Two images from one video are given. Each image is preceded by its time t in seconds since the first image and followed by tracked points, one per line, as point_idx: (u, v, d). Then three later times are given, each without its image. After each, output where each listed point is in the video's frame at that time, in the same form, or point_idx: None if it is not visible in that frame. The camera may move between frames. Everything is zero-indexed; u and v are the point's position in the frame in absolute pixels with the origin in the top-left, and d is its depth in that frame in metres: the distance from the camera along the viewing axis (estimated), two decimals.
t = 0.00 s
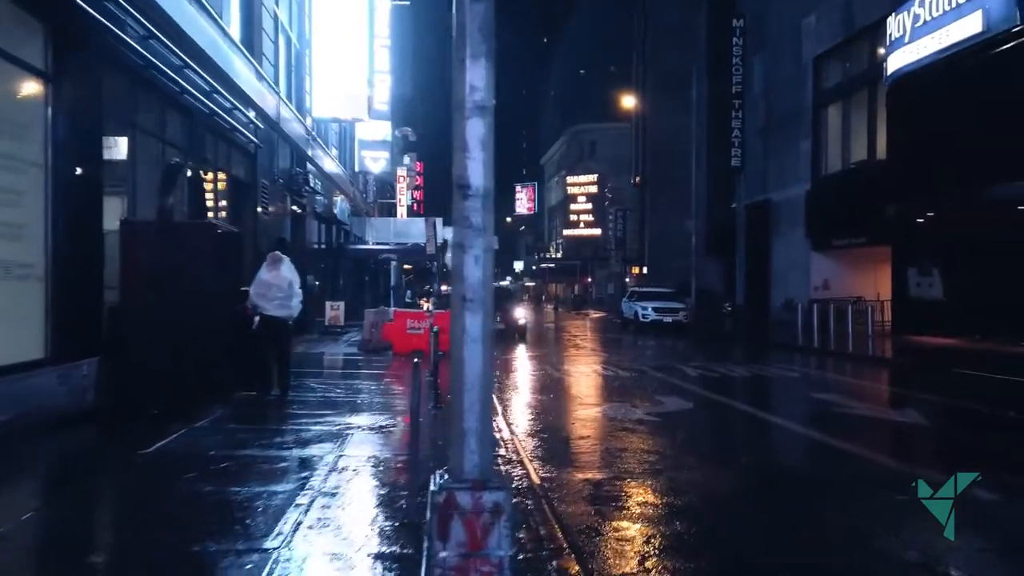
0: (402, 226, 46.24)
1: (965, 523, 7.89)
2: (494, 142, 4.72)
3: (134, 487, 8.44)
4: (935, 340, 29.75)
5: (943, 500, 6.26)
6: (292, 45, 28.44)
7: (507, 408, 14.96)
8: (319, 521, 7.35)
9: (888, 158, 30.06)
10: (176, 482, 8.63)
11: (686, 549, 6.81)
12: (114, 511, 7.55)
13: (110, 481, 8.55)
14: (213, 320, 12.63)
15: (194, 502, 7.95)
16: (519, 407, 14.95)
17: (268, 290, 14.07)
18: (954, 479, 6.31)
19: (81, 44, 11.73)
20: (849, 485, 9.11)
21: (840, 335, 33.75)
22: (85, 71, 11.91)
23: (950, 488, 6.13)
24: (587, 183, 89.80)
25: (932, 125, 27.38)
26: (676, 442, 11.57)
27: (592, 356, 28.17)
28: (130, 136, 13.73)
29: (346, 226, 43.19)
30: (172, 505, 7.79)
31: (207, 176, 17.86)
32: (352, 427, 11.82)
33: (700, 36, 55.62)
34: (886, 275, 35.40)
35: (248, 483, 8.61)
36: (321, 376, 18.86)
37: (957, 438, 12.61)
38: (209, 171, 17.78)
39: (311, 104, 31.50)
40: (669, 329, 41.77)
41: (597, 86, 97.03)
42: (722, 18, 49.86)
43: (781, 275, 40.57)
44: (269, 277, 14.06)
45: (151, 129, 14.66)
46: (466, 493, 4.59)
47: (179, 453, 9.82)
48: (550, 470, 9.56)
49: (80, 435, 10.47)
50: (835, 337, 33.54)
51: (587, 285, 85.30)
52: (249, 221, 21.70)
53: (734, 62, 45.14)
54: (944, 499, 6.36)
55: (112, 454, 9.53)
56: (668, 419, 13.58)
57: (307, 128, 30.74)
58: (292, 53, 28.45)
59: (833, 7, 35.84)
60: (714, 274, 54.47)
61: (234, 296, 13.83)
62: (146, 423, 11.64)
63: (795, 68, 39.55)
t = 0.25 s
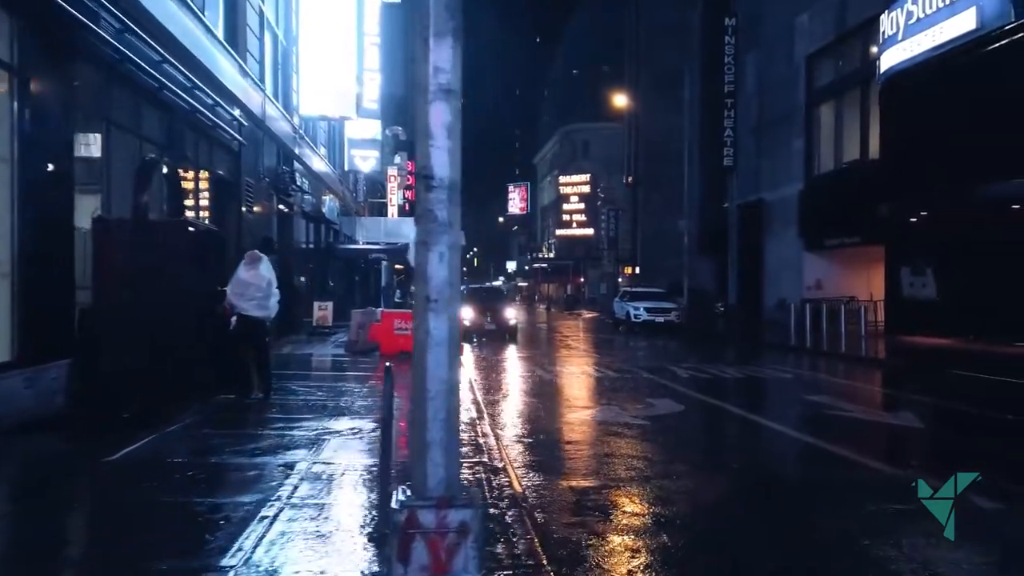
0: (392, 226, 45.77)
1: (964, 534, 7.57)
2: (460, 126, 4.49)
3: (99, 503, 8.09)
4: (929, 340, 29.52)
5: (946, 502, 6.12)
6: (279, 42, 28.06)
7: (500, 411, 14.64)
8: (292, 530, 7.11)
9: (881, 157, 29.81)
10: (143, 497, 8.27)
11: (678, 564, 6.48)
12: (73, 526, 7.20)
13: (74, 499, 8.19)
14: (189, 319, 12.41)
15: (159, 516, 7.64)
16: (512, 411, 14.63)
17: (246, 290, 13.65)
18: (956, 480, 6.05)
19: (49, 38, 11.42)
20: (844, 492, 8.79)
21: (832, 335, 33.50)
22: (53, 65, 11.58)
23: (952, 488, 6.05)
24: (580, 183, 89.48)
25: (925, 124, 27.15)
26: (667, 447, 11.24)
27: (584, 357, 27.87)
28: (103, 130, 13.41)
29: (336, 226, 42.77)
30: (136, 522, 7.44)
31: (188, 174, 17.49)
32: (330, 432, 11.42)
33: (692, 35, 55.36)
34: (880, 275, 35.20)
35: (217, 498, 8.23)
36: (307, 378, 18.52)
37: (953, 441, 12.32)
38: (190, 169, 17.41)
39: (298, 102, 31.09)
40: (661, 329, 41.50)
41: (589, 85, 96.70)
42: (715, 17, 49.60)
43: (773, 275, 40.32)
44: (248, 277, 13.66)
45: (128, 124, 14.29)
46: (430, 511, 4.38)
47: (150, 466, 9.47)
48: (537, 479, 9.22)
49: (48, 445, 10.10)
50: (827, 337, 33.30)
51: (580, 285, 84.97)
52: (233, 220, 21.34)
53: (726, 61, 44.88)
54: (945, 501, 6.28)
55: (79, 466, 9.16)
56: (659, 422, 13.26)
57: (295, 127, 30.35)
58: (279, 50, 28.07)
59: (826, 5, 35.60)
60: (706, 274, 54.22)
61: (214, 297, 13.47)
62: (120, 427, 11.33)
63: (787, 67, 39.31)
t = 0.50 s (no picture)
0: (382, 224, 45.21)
1: (967, 539, 7.22)
2: (426, 103, 4.29)
3: (60, 508, 7.70)
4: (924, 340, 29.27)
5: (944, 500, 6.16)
6: (267, 38, 27.70)
7: (493, 413, 14.31)
8: (259, 541, 6.74)
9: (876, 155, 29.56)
10: (105, 502, 7.88)
11: (670, 575, 6.13)
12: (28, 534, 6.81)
13: (37, 503, 7.80)
14: (172, 315, 12.10)
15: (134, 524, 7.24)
16: (505, 413, 14.30)
17: (228, 287, 13.29)
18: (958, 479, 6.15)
19: (17, 25, 11.04)
20: (842, 496, 8.44)
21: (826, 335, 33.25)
22: (21, 52, 11.21)
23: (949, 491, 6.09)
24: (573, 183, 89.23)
25: (920, 121, 26.91)
26: (662, 448, 10.93)
27: (576, 357, 27.58)
28: (78, 123, 13.13)
29: (327, 225, 42.39)
30: (93, 529, 7.03)
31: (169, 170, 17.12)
32: (311, 434, 11.09)
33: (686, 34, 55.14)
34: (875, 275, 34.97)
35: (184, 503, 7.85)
36: (293, 378, 18.15)
37: (951, 442, 12.00)
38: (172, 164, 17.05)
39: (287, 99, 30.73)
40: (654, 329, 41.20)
41: (583, 85, 96.49)
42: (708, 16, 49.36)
43: (767, 274, 40.07)
44: (230, 274, 13.32)
45: (104, 117, 13.93)
46: (392, 523, 4.12)
47: (118, 470, 9.06)
48: (526, 483, 8.90)
49: (15, 447, 9.73)
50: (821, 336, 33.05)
51: (573, 285, 84.69)
52: (219, 217, 21.00)
53: (720, 59, 44.63)
54: (944, 499, 6.18)
55: (42, 471, 8.76)
56: (651, 424, 12.92)
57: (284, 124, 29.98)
58: (267, 47, 27.70)
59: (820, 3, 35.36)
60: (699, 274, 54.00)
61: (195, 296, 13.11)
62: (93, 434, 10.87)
63: (781, 65, 39.07)
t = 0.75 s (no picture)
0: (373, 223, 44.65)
1: (972, 557, 6.88)
2: (378, 95, 4.43)
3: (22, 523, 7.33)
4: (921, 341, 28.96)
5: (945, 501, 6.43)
6: (256, 36, 27.33)
7: (484, 419, 14.01)
8: (217, 566, 6.33)
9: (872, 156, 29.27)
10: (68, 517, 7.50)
11: None
12: None
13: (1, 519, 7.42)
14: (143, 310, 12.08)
15: (91, 544, 6.87)
16: (496, 419, 13.99)
17: (214, 291, 13.20)
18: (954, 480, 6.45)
19: None
20: (841, 511, 8.11)
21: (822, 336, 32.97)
22: None
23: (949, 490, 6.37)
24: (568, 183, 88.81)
25: (916, 121, 26.64)
26: (652, 457, 10.67)
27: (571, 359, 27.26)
28: (51, 121, 12.72)
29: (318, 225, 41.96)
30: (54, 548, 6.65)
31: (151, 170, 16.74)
32: (290, 444, 10.86)
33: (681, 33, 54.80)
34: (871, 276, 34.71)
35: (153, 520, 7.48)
36: (280, 382, 17.80)
37: (950, 450, 11.71)
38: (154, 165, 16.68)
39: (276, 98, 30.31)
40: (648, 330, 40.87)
41: (578, 85, 96.08)
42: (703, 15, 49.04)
43: (762, 275, 39.77)
44: (216, 277, 13.21)
45: (79, 115, 13.54)
46: (342, 566, 4.12)
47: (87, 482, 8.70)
48: (515, 497, 8.58)
49: None
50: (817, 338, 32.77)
51: (568, 285, 84.21)
52: (204, 219, 20.63)
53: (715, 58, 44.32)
54: (943, 499, 6.49)
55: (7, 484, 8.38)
56: (643, 431, 12.59)
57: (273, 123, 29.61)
58: (255, 45, 27.34)
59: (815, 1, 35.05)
60: (695, 275, 53.67)
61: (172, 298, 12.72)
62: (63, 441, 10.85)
63: (776, 65, 38.77)
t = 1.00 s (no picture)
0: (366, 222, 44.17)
1: (976, 563, 6.51)
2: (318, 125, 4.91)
3: None
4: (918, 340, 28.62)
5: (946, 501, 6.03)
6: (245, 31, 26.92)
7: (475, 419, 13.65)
8: None
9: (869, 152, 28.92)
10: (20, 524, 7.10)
11: None
12: None
13: None
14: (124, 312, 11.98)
15: (48, 551, 6.48)
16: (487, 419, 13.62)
17: (198, 287, 12.56)
18: (954, 479, 6.06)
19: None
20: (840, 515, 7.72)
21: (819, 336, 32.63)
22: None
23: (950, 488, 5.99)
24: (564, 182, 88.33)
25: (913, 117, 26.31)
26: (642, 458, 10.41)
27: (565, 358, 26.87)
28: (25, 113, 12.30)
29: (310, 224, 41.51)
30: None
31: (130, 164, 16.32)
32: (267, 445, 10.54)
33: (677, 31, 54.40)
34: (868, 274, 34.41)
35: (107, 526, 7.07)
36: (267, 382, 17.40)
37: (951, 450, 11.34)
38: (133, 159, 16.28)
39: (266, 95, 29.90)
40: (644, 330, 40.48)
41: (573, 84, 95.61)
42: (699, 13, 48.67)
43: (758, 274, 39.43)
44: (199, 272, 12.55)
45: (53, 106, 13.14)
46: None
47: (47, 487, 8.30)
48: (502, 501, 8.20)
49: None
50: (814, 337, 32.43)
51: (564, 285, 83.75)
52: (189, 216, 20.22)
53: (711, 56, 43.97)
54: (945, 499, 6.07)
55: None
56: (635, 432, 12.21)
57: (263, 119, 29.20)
58: (244, 40, 26.95)
59: None
60: (691, 275, 53.27)
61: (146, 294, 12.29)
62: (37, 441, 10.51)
63: (772, 62, 38.42)
